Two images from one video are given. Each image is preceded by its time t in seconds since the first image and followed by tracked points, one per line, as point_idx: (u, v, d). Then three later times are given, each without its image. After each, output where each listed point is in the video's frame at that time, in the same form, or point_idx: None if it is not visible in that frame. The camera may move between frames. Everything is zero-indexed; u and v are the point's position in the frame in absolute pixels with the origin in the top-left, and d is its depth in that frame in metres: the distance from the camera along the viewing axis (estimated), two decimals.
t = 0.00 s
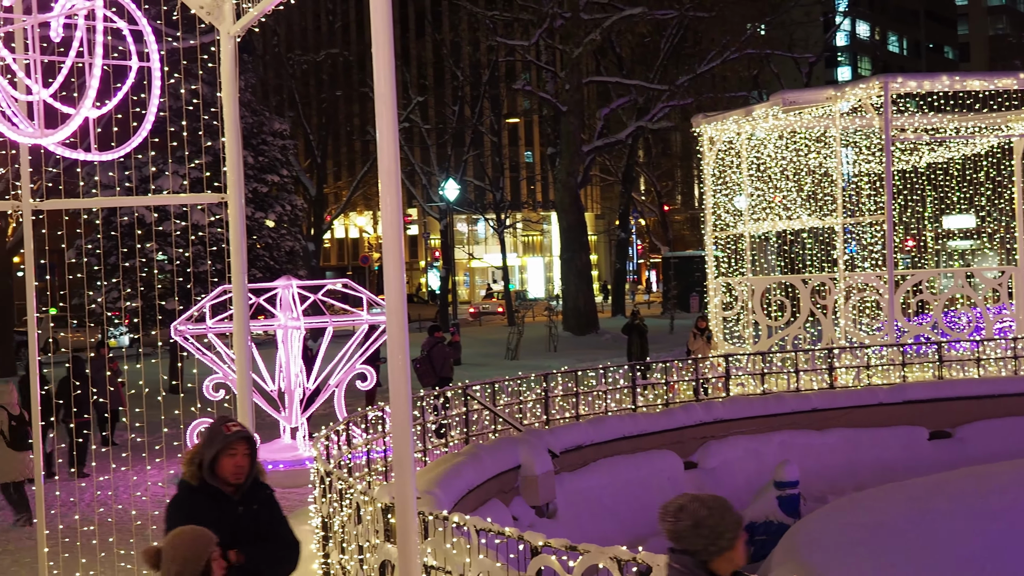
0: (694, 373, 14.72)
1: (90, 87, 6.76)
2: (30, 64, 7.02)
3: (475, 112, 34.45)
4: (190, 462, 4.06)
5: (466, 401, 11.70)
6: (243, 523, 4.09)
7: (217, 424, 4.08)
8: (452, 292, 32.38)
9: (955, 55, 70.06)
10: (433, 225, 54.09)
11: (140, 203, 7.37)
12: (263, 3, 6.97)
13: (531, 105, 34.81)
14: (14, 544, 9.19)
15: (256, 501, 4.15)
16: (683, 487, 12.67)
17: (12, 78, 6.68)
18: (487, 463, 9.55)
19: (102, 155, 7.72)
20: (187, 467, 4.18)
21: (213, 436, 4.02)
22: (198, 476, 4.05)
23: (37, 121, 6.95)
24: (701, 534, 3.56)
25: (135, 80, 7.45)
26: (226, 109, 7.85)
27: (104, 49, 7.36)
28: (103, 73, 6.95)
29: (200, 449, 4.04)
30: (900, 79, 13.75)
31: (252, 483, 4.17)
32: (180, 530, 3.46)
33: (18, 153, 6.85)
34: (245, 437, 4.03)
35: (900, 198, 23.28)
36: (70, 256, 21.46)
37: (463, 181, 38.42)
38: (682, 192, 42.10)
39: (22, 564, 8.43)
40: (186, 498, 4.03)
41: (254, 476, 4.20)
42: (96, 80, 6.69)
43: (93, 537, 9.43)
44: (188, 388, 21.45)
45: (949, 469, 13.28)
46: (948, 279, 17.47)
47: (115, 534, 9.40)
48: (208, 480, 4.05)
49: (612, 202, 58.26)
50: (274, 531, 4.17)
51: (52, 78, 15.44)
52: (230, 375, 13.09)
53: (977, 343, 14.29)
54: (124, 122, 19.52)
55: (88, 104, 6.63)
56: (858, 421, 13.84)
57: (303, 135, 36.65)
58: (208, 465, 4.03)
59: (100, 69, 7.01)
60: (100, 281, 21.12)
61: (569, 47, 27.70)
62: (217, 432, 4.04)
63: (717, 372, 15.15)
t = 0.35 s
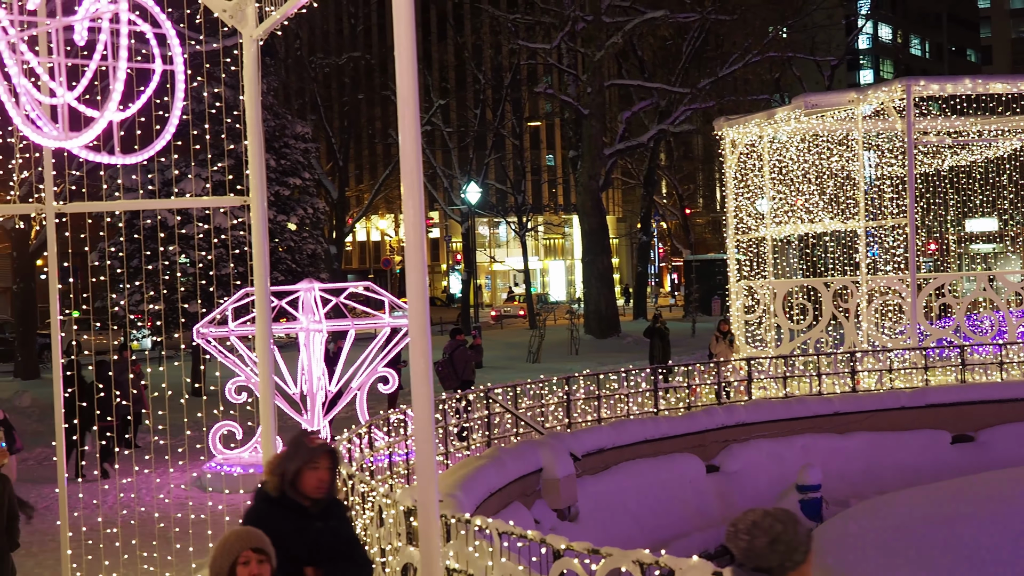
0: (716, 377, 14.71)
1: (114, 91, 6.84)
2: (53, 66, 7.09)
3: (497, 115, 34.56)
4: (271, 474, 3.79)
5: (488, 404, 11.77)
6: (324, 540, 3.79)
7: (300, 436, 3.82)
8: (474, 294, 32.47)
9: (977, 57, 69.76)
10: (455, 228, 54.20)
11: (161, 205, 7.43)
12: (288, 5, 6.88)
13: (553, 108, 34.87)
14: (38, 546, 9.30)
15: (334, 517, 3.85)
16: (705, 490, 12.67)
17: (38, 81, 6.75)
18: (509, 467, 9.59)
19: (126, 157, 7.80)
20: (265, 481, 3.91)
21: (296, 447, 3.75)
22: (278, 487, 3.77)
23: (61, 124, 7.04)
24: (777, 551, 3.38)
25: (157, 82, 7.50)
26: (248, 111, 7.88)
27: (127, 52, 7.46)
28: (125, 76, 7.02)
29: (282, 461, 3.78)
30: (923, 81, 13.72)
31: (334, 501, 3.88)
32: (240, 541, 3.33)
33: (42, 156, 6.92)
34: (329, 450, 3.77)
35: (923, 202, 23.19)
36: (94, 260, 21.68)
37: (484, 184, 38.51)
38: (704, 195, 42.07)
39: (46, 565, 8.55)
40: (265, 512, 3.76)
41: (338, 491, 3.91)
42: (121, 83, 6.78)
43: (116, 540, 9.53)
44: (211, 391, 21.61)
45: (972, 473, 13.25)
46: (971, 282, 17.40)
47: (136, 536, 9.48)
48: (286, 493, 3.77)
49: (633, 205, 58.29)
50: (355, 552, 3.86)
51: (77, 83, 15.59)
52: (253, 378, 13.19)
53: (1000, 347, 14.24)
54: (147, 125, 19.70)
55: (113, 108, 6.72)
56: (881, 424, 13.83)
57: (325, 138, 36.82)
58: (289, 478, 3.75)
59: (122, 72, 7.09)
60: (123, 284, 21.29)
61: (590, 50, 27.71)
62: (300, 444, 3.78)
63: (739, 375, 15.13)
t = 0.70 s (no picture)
0: (732, 378, 14.73)
1: (134, 92, 6.93)
2: (74, 67, 7.17)
3: (514, 117, 34.64)
4: (325, 468, 3.62)
5: (505, 406, 11.83)
6: (380, 534, 3.61)
7: (354, 430, 3.64)
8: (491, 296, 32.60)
9: (995, 59, 69.57)
10: (472, 230, 54.32)
11: (180, 207, 7.51)
12: (307, 6, 6.89)
13: (570, 110, 34.90)
14: (58, 546, 9.42)
15: (391, 512, 3.68)
16: (723, 492, 12.71)
17: (59, 83, 6.84)
18: (527, 468, 9.64)
19: (146, 158, 7.87)
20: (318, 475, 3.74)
21: (351, 440, 3.58)
22: (333, 482, 3.60)
23: (82, 124, 7.12)
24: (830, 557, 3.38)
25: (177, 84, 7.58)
26: (266, 112, 7.94)
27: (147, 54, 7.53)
28: (146, 77, 7.11)
29: (336, 454, 3.61)
30: (942, 83, 13.72)
31: (389, 496, 3.71)
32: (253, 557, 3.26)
33: (62, 156, 7.02)
34: (384, 441, 3.59)
35: (942, 203, 23.13)
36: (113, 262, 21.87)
37: (502, 186, 38.58)
38: (721, 197, 42.05)
39: (65, 565, 8.67)
40: (321, 506, 3.59)
41: (392, 485, 3.73)
42: (141, 85, 6.88)
43: (134, 541, 9.66)
44: (229, 392, 21.79)
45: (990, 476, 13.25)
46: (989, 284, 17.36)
47: (154, 537, 9.60)
48: (341, 486, 3.59)
49: (651, 206, 58.31)
50: (410, 547, 3.70)
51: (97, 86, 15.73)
52: (271, 380, 13.29)
53: (1018, 350, 14.22)
54: (167, 127, 19.83)
55: (133, 109, 6.81)
56: (899, 426, 13.84)
57: (342, 139, 36.99)
58: (344, 472, 3.58)
59: (143, 74, 7.19)
60: (142, 286, 21.47)
61: (608, 52, 27.72)
62: (355, 437, 3.61)
63: (756, 377, 15.13)
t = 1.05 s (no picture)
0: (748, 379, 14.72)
1: (153, 93, 7.00)
2: (93, 70, 7.25)
3: (530, 118, 34.69)
4: (368, 489, 3.32)
5: (521, 407, 11.86)
6: (433, 554, 3.34)
7: (392, 444, 3.35)
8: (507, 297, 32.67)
9: (1012, 59, 69.36)
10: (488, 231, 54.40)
11: (198, 208, 7.59)
12: (325, 8, 6.91)
13: (586, 111, 34.93)
14: (76, 547, 9.52)
15: (441, 527, 3.42)
16: (739, 493, 12.73)
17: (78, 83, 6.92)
18: (543, 470, 9.68)
19: (165, 159, 7.94)
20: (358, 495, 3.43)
21: (391, 458, 3.28)
22: (381, 504, 3.30)
23: (101, 125, 7.20)
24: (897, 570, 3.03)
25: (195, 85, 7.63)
26: (283, 114, 7.98)
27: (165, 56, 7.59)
28: (164, 78, 7.18)
29: (378, 473, 3.32)
30: (958, 84, 13.72)
31: (435, 511, 3.44)
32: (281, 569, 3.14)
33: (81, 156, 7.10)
34: (427, 455, 3.31)
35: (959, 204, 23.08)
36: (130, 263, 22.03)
37: (517, 187, 38.64)
38: (737, 198, 41.99)
39: (82, 565, 8.76)
40: (370, 531, 3.28)
41: (440, 498, 3.46)
42: (160, 86, 6.95)
43: (151, 542, 9.76)
44: (246, 393, 21.92)
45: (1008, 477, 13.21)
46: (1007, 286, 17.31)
47: (170, 538, 9.68)
48: (389, 506, 3.29)
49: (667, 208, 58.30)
50: (462, 562, 3.43)
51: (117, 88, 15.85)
52: (288, 380, 13.37)
53: None
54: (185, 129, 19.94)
55: (151, 110, 6.88)
56: (915, 428, 13.82)
57: (358, 141, 37.10)
58: (390, 492, 3.29)
59: (161, 74, 7.26)
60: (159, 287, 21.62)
61: (624, 53, 27.71)
62: (395, 454, 3.31)
63: (773, 379, 15.13)
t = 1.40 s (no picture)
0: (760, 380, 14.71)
1: (168, 93, 7.06)
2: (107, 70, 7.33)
3: (542, 118, 34.66)
4: (400, 488, 3.35)
5: (533, 408, 11.89)
6: (468, 555, 3.36)
7: (423, 441, 3.39)
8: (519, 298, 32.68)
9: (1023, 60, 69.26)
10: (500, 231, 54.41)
11: (212, 207, 7.65)
12: (338, 8, 6.95)
13: (598, 111, 34.90)
14: (90, 547, 9.62)
15: (476, 524, 3.42)
16: (751, 494, 12.74)
17: (93, 83, 6.99)
18: (555, 470, 9.71)
19: (179, 159, 8.00)
20: (390, 498, 3.46)
21: (421, 456, 3.33)
22: (412, 503, 3.33)
23: (114, 125, 7.26)
24: None
25: (209, 85, 7.68)
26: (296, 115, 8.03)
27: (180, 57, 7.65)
28: (178, 79, 7.23)
29: (408, 470, 3.35)
30: (971, 85, 13.70)
31: (471, 507, 3.45)
32: None
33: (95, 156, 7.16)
34: (457, 451, 3.34)
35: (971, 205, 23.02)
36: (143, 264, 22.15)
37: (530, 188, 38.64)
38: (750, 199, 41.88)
39: (94, 565, 8.86)
40: (402, 531, 3.30)
41: (473, 496, 3.48)
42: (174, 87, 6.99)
43: (163, 542, 9.86)
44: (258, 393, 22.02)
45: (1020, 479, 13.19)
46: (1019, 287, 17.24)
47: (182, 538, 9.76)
48: (421, 506, 3.33)
49: (679, 209, 58.23)
50: (500, 559, 3.44)
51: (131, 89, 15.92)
52: (301, 381, 13.43)
53: None
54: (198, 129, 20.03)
55: (164, 111, 6.91)
56: (928, 429, 13.81)
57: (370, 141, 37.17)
58: (420, 489, 3.32)
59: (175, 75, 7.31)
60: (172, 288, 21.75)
61: (636, 54, 27.67)
62: (424, 451, 3.36)
63: (784, 380, 15.12)
